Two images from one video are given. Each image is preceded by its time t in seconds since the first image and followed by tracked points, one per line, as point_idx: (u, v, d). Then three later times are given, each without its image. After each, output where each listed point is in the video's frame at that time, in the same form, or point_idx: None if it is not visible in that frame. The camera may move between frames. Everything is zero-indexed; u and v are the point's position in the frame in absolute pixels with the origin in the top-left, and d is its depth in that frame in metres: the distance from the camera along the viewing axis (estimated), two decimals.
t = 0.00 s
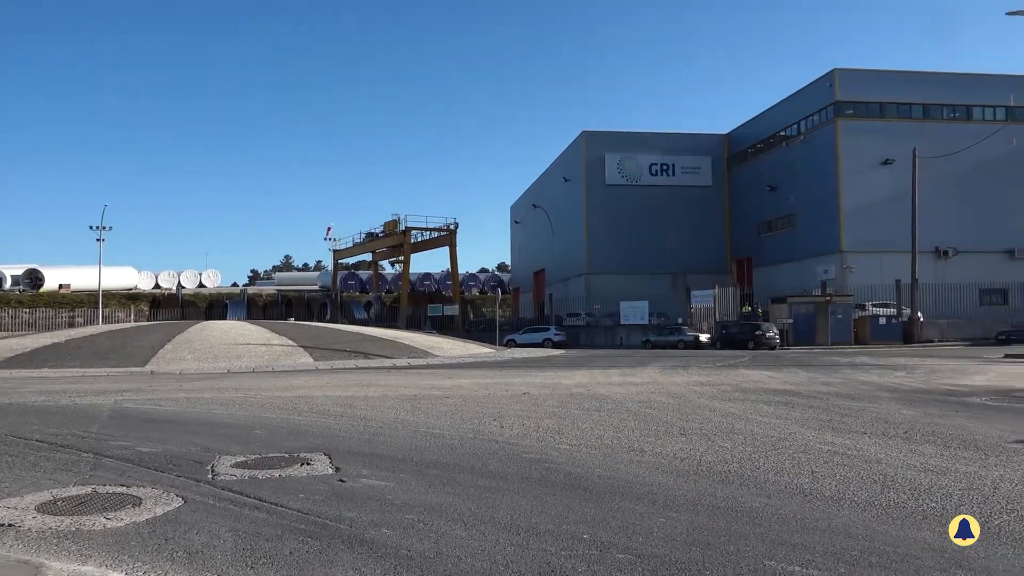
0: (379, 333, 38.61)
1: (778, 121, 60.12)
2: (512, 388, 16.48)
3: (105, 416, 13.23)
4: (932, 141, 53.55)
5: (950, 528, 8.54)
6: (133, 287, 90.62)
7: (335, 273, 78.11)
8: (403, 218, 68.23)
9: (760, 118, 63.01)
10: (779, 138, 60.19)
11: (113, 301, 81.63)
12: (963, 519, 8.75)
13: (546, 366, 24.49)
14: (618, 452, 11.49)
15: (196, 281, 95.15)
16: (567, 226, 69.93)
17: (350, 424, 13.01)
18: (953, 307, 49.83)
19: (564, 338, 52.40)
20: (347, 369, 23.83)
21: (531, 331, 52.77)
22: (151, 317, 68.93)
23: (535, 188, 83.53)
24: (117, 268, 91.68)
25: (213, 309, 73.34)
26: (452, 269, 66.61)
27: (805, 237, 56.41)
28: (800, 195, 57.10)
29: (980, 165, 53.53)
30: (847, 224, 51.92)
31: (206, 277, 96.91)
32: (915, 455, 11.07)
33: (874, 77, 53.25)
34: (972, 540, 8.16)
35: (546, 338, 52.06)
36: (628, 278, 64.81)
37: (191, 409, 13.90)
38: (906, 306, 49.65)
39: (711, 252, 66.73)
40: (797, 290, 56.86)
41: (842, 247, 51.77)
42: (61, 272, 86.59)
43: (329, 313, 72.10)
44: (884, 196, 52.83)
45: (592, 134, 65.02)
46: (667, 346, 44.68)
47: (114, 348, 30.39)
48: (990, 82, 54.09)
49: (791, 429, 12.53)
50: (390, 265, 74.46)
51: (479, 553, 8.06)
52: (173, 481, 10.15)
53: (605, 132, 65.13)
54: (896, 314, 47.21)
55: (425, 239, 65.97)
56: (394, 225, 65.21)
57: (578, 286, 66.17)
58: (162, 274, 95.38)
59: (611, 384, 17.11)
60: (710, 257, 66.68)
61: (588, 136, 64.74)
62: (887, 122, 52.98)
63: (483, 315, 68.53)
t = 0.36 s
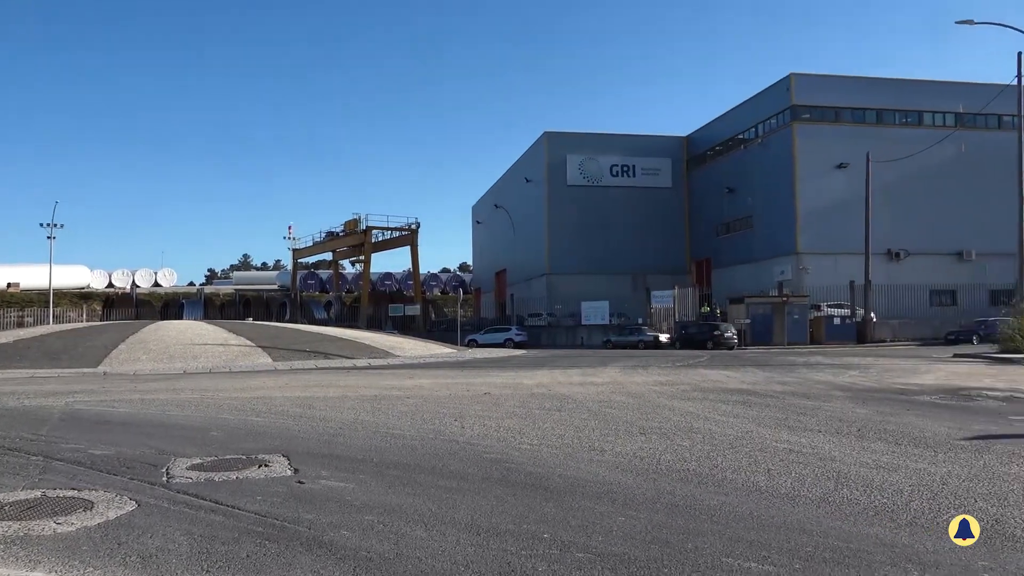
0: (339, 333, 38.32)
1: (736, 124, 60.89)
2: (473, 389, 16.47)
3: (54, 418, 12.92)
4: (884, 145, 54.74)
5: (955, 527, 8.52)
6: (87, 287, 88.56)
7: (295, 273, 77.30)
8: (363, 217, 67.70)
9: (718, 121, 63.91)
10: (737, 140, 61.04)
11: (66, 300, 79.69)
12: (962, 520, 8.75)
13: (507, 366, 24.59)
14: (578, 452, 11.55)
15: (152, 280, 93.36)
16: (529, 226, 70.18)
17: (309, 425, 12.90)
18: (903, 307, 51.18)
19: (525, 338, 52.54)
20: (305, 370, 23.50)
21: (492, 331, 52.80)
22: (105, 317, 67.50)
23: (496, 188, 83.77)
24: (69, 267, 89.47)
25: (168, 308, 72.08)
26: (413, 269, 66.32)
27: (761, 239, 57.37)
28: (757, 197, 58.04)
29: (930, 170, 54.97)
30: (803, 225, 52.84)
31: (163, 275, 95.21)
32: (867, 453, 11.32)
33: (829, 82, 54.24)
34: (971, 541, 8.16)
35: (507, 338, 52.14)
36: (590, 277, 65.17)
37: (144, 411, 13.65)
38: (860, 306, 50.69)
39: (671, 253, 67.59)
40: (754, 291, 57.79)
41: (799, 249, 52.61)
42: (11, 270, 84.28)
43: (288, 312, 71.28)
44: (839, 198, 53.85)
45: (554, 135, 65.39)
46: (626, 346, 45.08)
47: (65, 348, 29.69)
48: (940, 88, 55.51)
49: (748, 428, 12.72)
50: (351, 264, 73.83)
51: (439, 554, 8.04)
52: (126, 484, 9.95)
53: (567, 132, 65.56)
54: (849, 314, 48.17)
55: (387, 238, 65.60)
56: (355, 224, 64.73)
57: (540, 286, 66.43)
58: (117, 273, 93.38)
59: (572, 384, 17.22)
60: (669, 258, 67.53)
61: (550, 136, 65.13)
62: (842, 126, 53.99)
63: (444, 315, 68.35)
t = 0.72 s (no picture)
0: (303, 334, 38.01)
1: (701, 126, 61.51)
2: (439, 389, 16.44)
3: (8, 421, 12.63)
4: (844, 149, 55.68)
5: (952, 526, 8.58)
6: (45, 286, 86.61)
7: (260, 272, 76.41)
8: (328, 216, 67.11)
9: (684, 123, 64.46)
10: (702, 143, 61.64)
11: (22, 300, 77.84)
12: (962, 519, 8.81)
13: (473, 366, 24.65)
14: (544, 452, 11.59)
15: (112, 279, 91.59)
16: (496, 226, 70.29)
17: (272, 426, 12.78)
18: (862, 308, 52.24)
19: (492, 338, 52.66)
20: (269, 372, 23.23)
21: (459, 331, 52.82)
22: (63, 317, 66.11)
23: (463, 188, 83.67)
24: (26, 266, 87.45)
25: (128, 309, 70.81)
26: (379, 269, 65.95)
27: (725, 240, 58.11)
28: (721, 199, 58.74)
29: (889, 174, 56.02)
30: (765, 228, 53.64)
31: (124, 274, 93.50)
32: (827, 451, 11.53)
33: (792, 86, 55.01)
34: (971, 540, 8.19)
35: (474, 339, 52.22)
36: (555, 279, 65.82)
37: (103, 412, 13.42)
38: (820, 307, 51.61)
39: (637, 254, 68.18)
40: (718, 292, 58.55)
41: (761, 251, 53.37)
42: None
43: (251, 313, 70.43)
44: (801, 201, 54.74)
45: (521, 135, 65.55)
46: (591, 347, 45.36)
47: (21, 349, 29.08)
48: (899, 93, 56.45)
49: (711, 427, 12.88)
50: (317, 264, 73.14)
51: (404, 555, 8.01)
52: (83, 487, 9.75)
53: (534, 133, 65.76)
54: (810, 316, 48.98)
55: (353, 238, 65.18)
56: (320, 224, 64.22)
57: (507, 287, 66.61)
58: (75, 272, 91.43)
59: (538, 384, 17.29)
60: (635, 259, 68.12)
61: (516, 137, 65.28)
62: (804, 130, 54.81)
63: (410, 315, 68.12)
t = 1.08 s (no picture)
0: (270, 334, 37.65)
1: (670, 128, 61.97)
2: (409, 390, 16.37)
3: None
4: (810, 152, 56.42)
5: (954, 528, 8.54)
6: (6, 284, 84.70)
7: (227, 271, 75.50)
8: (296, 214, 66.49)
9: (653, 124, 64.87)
10: (671, 144, 62.10)
11: None
12: (961, 519, 8.78)
13: (442, 366, 24.63)
14: (513, 452, 11.61)
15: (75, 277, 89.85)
16: (466, 226, 70.28)
17: (238, 427, 12.66)
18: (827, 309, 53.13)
19: (462, 338, 52.67)
20: (235, 373, 22.97)
21: (429, 331, 52.76)
22: (24, 317, 64.84)
23: (433, 187, 83.47)
24: None
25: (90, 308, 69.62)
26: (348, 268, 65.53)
27: (693, 241, 58.67)
28: (689, 200, 59.29)
29: (854, 176, 56.93)
30: (733, 229, 54.28)
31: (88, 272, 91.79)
32: (792, 449, 11.69)
33: (759, 89, 55.60)
34: (973, 542, 8.18)
35: (443, 338, 52.21)
36: (524, 278, 66.20)
37: (63, 414, 13.16)
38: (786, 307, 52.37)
39: (607, 254, 68.61)
40: (687, 292, 59.13)
41: (729, 251, 53.99)
42: None
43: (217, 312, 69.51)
44: (767, 203, 55.45)
45: (492, 135, 65.60)
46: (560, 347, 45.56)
47: None
48: (864, 97, 57.27)
49: (678, 426, 13.00)
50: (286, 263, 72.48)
51: (372, 556, 7.97)
52: (42, 490, 9.56)
53: (504, 133, 65.85)
54: (776, 316, 49.65)
55: (322, 237, 64.70)
56: (289, 223, 63.64)
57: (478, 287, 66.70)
58: (37, 270, 89.53)
59: (507, 384, 17.30)
60: (605, 259, 68.55)
61: (486, 137, 65.34)
62: (771, 133, 55.48)
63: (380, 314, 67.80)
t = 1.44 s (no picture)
0: (240, 334, 37.26)
1: (642, 130, 62.34)
2: (380, 390, 16.31)
3: None
4: (779, 154, 57.09)
5: (954, 528, 8.59)
6: None
7: (196, 271, 74.58)
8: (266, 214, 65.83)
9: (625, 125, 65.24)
10: (643, 146, 62.49)
11: None
12: (962, 519, 8.81)
13: (413, 366, 24.58)
14: (485, 452, 11.61)
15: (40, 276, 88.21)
16: (439, 226, 70.13)
17: (206, 428, 12.52)
18: (795, 310, 53.99)
19: (434, 338, 52.61)
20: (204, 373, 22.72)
21: (400, 331, 52.62)
22: None
23: (405, 187, 83.20)
24: None
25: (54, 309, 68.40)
26: (319, 268, 65.05)
27: (664, 242, 59.09)
28: (661, 201, 59.71)
29: (822, 178, 57.71)
30: (704, 230, 54.74)
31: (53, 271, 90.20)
32: (762, 448, 11.82)
33: (730, 92, 56.12)
34: (973, 541, 8.21)
35: (415, 339, 52.08)
36: (496, 278, 66.30)
37: (26, 416, 12.93)
38: (756, 308, 52.98)
39: (579, 254, 68.93)
40: (658, 292, 59.54)
41: (700, 252, 54.44)
42: None
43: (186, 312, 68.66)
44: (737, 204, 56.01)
45: (465, 135, 65.57)
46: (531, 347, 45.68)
47: None
48: (832, 101, 58.09)
49: (650, 426, 13.08)
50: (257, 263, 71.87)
51: (343, 558, 7.93)
52: (5, 494, 9.38)
53: (477, 133, 65.87)
54: (746, 316, 50.21)
55: (292, 237, 64.17)
56: (259, 222, 63.02)
57: (450, 287, 66.62)
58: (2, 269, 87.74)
59: (480, 384, 17.31)
60: (577, 259, 68.86)
61: (459, 136, 65.29)
62: (741, 135, 56.05)
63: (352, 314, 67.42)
